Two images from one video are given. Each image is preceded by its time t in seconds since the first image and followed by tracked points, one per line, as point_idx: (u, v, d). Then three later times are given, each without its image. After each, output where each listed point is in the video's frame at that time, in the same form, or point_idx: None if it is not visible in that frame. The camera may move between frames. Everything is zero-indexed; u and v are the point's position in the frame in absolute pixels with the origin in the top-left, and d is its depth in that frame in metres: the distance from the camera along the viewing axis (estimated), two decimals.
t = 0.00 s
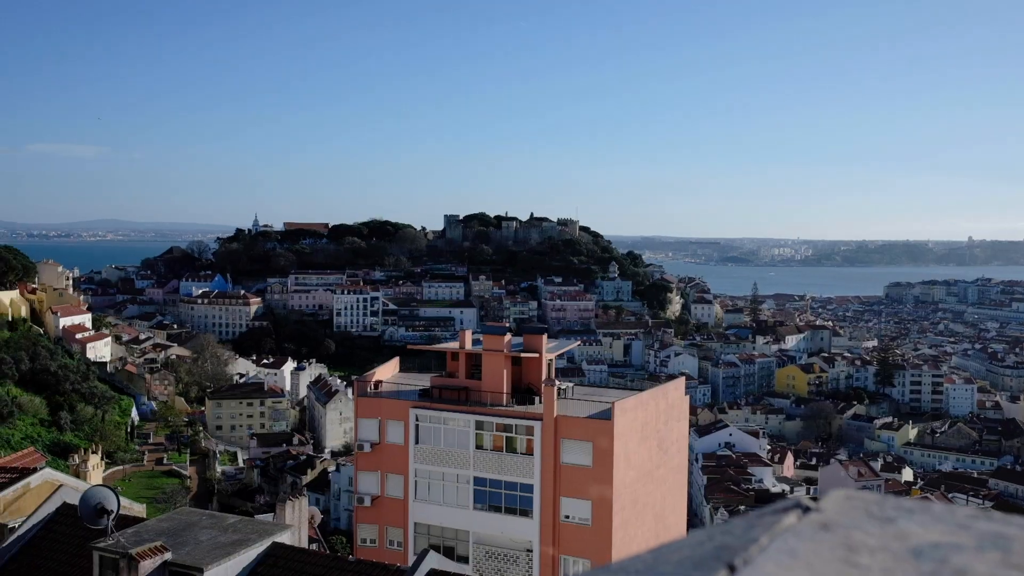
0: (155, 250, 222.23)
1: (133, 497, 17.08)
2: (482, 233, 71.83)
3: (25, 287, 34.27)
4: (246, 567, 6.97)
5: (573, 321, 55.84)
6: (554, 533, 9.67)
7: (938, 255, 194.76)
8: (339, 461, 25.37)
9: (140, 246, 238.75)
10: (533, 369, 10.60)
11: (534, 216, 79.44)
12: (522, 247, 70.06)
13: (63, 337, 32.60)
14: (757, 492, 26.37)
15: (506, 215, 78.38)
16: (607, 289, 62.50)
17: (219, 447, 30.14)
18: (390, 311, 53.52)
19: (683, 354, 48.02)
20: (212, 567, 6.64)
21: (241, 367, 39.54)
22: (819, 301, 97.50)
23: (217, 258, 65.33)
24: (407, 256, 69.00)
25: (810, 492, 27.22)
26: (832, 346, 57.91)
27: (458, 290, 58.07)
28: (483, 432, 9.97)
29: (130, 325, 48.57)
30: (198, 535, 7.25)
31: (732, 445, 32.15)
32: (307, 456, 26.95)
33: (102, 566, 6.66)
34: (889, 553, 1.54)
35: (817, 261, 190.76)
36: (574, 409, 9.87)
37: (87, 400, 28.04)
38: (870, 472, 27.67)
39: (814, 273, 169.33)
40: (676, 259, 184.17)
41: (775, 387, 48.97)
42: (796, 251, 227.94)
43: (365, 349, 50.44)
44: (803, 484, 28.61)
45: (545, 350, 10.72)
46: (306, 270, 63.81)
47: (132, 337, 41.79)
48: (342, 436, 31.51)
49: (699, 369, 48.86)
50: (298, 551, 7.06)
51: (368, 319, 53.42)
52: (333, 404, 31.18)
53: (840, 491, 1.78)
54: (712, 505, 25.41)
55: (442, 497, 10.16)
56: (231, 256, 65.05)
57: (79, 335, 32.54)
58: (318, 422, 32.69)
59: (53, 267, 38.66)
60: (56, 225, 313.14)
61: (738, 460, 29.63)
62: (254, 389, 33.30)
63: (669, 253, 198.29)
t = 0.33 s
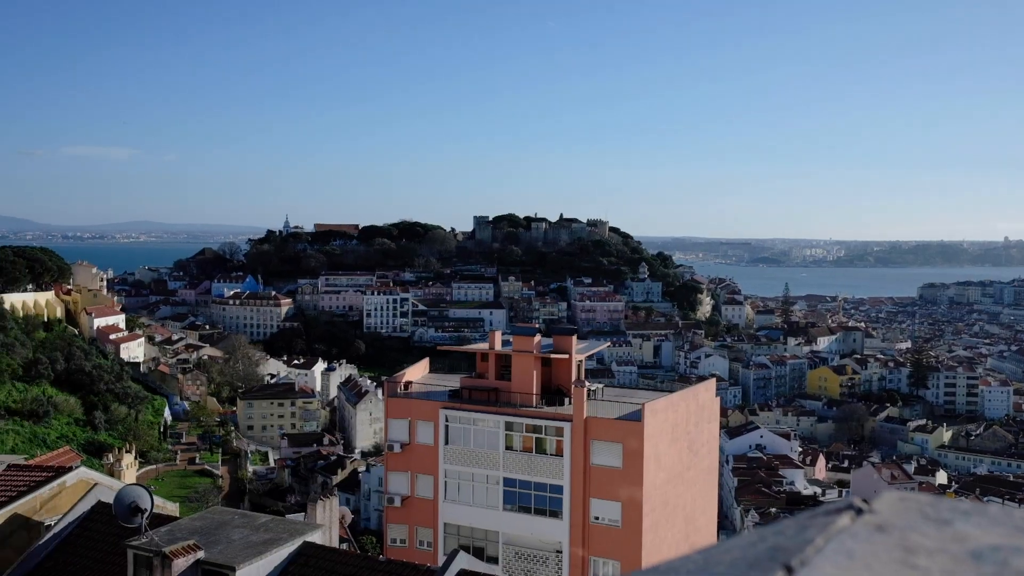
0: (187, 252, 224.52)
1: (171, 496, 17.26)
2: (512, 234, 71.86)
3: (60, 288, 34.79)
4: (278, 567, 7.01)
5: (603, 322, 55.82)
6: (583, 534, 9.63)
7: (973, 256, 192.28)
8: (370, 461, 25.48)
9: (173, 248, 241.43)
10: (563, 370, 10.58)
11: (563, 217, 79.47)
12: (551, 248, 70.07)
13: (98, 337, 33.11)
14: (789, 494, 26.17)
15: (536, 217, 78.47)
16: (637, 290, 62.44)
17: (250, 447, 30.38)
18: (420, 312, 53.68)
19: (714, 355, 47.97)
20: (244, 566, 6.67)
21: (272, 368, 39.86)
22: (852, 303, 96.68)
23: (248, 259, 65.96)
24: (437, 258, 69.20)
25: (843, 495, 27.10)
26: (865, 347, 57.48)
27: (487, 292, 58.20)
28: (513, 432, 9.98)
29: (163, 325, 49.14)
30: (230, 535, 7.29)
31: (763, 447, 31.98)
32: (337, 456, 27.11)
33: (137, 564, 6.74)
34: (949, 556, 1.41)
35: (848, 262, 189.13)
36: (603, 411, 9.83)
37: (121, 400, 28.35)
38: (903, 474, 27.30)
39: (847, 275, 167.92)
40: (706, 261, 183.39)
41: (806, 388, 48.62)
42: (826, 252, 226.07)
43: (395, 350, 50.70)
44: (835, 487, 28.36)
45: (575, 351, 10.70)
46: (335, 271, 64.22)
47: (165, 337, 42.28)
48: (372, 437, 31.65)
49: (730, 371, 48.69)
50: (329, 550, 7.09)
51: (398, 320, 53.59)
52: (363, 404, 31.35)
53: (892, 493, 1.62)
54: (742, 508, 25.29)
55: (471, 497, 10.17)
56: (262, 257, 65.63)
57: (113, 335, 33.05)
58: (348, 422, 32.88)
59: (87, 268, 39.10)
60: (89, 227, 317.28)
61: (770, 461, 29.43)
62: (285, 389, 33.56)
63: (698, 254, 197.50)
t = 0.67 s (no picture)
0: (217, 253, 226.81)
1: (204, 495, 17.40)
2: (539, 235, 71.85)
3: (92, 289, 35.23)
4: (306, 566, 7.02)
5: (630, 323, 55.86)
6: (612, 536, 9.61)
7: (1005, 257, 189.71)
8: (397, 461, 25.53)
9: (203, 249, 243.98)
10: (591, 371, 10.55)
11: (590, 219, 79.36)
12: (579, 249, 70.05)
13: (129, 338, 33.52)
14: (819, 497, 25.97)
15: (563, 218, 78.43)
16: (665, 291, 62.28)
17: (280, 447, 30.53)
18: (448, 313, 53.74)
19: (742, 356, 47.78)
20: (273, 565, 6.70)
21: (300, 368, 40.10)
22: (883, 304, 95.89)
23: (277, 260, 66.46)
24: (464, 258, 69.35)
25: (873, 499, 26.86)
26: (896, 349, 56.89)
27: (514, 292, 58.34)
28: (540, 433, 9.96)
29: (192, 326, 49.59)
30: (260, 534, 7.32)
31: (792, 449, 31.76)
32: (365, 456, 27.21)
33: (167, 563, 6.79)
34: (1008, 560, 1.34)
35: (879, 263, 187.28)
36: (631, 412, 9.78)
37: (151, 400, 28.60)
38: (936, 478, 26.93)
39: (877, 275, 166.52)
40: (733, 262, 182.30)
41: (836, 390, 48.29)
42: (857, 253, 223.97)
43: (422, 351, 50.85)
44: (865, 490, 28.14)
45: (603, 352, 10.64)
46: (363, 271, 64.51)
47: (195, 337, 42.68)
48: (399, 437, 31.73)
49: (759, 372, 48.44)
50: (357, 549, 7.10)
51: (425, 321, 53.71)
52: (390, 405, 31.41)
53: (947, 495, 1.52)
54: (772, 510, 25.13)
55: (499, 498, 10.16)
56: (290, 258, 66.09)
57: (144, 335, 33.47)
58: (375, 422, 33.00)
59: (118, 269, 39.49)
60: (118, 228, 320.94)
61: (799, 464, 29.21)
62: (314, 390, 33.75)
63: (726, 255, 196.37)
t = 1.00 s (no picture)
0: (246, 254, 228.76)
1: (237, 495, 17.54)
2: (567, 236, 71.85)
3: (123, 290, 35.63)
4: (334, 566, 7.04)
5: (658, 324, 55.82)
6: (639, 538, 9.57)
7: None
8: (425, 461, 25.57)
9: (232, 249, 246.07)
10: (618, 372, 10.46)
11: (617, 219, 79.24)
12: (606, 250, 69.94)
13: (159, 338, 33.88)
14: (849, 500, 25.77)
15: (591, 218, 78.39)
16: (693, 291, 62.05)
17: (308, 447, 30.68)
18: (475, 314, 53.87)
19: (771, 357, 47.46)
20: (302, 564, 6.71)
21: (328, 368, 40.32)
22: (914, 305, 94.88)
23: (305, 261, 66.88)
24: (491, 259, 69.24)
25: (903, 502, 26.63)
26: (927, 351, 56.19)
27: (542, 293, 58.39)
28: (567, 435, 9.95)
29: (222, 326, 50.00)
30: (289, 533, 7.35)
31: (821, 452, 31.54)
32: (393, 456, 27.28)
33: (197, 561, 6.83)
34: None
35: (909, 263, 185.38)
36: (659, 414, 9.73)
37: (181, 400, 28.85)
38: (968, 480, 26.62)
39: (907, 276, 164.91)
40: (761, 263, 181.19)
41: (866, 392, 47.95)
42: (887, 253, 221.88)
43: (450, 351, 50.93)
44: (895, 493, 27.94)
45: (631, 353, 10.59)
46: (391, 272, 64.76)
47: (224, 338, 43.03)
48: (426, 438, 31.76)
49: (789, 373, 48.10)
50: (384, 550, 7.11)
51: (452, 321, 53.81)
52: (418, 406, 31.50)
53: (996, 499, 1.52)
54: (800, 512, 24.99)
55: (527, 498, 10.16)
56: (319, 259, 66.48)
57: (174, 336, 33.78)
58: (403, 423, 33.09)
59: (149, 270, 39.88)
60: (146, 230, 323.81)
61: (829, 466, 29.04)
62: (341, 390, 33.92)
63: (754, 257, 195.16)
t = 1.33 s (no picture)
0: (273, 255, 230.28)
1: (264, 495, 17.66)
2: (592, 236, 71.72)
3: (151, 290, 35.97)
4: (359, 566, 7.06)
5: (683, 325, 55.63)
6: (665, 539, 9.53)
7: None
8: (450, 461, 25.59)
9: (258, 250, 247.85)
10: (644, 372, 10.40)
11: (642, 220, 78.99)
12: (632, 250, 69.75)
13: (186, 338, 34.25)
14: (877, 502, 25.56)
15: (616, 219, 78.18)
16: (719, 292, 61.77)
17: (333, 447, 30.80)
18: (500, 314, 54.01)
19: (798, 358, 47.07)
20: (328, 564, 6.73)
21: (354, 368, 40.46)
22: (943, 306, 93.93)
23: (330, 261, 67.25)
24: (516, 259, 69.45)
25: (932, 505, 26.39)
26: (956, 352, 55.57)
27: (566, 294, 58.34)
28: (593, 435, 9.93)
29: (248, 327, 50.35)
30: (315, 532, 7.38)
31: (849, 453, 31.30)
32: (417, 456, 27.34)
33: (224, 560, 6.86)
34: None
35: (938, 264, 183.40)
36: (684, 414, 9.69)
37: (208, 399, 29.06)
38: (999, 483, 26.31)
39: (935, 277, 163.28)
40: (787, 263, 180.03)
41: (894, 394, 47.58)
42: (915, 254, 219.73)
43: (474, 352, 50.98)
44: (924, 495, 27.69)
45: (656, 353, 10.55)
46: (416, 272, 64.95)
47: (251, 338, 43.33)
48: (450, 438, 31.79)
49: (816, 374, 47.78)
50: (410, 550, 7.13)
51: (477, 322, 53.84)
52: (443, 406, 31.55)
53: None
54: (827, 515, 24.81)
55: (552, 499, 10.14)
56: (344, 260, 66.80)
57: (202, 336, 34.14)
58: (427, 423, 33.15)
59: (176, 270, 40.22)
60: (171, 231, 326.46)
61: (856, 468, 28.83)
62: (367, 390, 34.02)
63: (780, 257, 193.98)
